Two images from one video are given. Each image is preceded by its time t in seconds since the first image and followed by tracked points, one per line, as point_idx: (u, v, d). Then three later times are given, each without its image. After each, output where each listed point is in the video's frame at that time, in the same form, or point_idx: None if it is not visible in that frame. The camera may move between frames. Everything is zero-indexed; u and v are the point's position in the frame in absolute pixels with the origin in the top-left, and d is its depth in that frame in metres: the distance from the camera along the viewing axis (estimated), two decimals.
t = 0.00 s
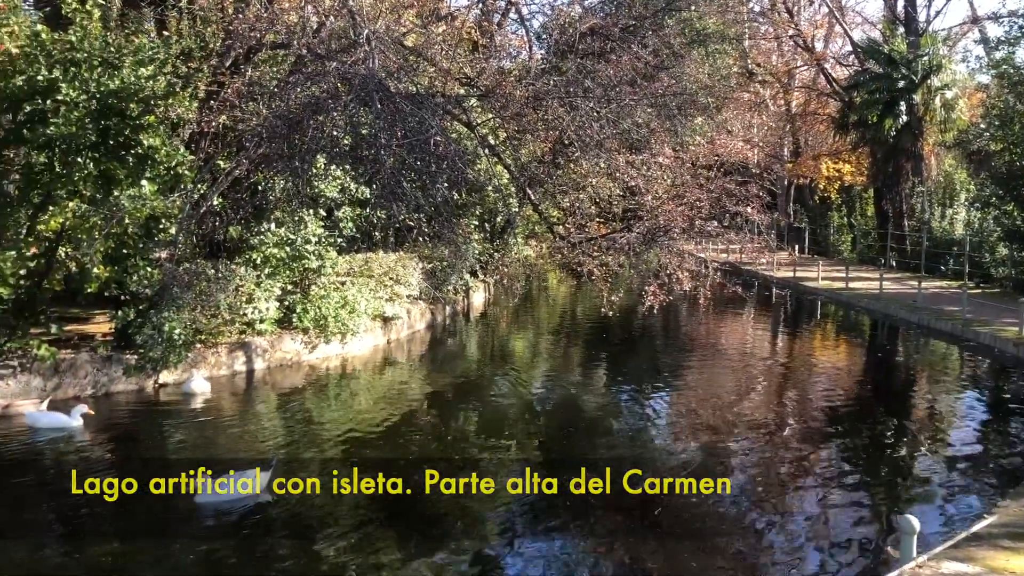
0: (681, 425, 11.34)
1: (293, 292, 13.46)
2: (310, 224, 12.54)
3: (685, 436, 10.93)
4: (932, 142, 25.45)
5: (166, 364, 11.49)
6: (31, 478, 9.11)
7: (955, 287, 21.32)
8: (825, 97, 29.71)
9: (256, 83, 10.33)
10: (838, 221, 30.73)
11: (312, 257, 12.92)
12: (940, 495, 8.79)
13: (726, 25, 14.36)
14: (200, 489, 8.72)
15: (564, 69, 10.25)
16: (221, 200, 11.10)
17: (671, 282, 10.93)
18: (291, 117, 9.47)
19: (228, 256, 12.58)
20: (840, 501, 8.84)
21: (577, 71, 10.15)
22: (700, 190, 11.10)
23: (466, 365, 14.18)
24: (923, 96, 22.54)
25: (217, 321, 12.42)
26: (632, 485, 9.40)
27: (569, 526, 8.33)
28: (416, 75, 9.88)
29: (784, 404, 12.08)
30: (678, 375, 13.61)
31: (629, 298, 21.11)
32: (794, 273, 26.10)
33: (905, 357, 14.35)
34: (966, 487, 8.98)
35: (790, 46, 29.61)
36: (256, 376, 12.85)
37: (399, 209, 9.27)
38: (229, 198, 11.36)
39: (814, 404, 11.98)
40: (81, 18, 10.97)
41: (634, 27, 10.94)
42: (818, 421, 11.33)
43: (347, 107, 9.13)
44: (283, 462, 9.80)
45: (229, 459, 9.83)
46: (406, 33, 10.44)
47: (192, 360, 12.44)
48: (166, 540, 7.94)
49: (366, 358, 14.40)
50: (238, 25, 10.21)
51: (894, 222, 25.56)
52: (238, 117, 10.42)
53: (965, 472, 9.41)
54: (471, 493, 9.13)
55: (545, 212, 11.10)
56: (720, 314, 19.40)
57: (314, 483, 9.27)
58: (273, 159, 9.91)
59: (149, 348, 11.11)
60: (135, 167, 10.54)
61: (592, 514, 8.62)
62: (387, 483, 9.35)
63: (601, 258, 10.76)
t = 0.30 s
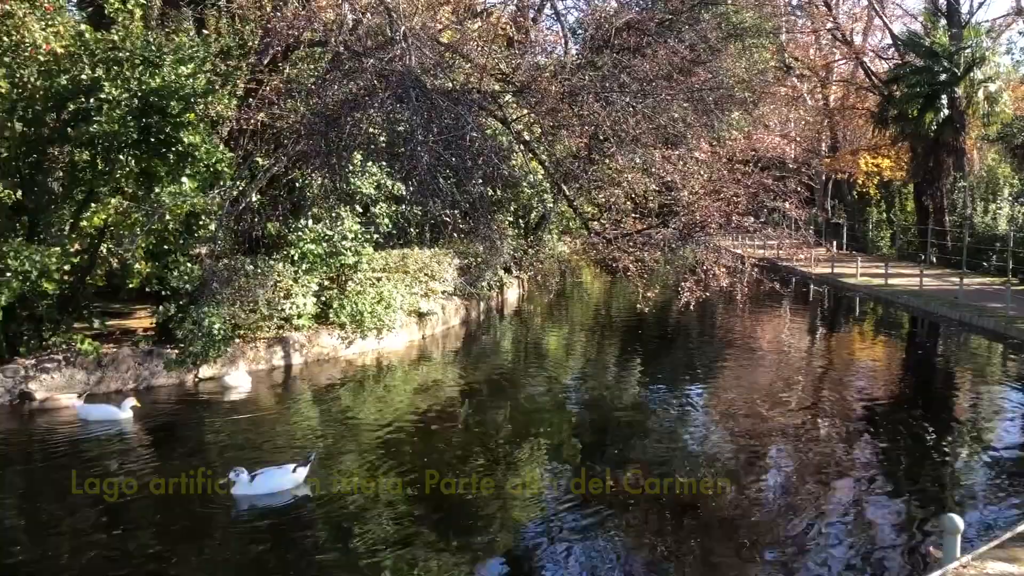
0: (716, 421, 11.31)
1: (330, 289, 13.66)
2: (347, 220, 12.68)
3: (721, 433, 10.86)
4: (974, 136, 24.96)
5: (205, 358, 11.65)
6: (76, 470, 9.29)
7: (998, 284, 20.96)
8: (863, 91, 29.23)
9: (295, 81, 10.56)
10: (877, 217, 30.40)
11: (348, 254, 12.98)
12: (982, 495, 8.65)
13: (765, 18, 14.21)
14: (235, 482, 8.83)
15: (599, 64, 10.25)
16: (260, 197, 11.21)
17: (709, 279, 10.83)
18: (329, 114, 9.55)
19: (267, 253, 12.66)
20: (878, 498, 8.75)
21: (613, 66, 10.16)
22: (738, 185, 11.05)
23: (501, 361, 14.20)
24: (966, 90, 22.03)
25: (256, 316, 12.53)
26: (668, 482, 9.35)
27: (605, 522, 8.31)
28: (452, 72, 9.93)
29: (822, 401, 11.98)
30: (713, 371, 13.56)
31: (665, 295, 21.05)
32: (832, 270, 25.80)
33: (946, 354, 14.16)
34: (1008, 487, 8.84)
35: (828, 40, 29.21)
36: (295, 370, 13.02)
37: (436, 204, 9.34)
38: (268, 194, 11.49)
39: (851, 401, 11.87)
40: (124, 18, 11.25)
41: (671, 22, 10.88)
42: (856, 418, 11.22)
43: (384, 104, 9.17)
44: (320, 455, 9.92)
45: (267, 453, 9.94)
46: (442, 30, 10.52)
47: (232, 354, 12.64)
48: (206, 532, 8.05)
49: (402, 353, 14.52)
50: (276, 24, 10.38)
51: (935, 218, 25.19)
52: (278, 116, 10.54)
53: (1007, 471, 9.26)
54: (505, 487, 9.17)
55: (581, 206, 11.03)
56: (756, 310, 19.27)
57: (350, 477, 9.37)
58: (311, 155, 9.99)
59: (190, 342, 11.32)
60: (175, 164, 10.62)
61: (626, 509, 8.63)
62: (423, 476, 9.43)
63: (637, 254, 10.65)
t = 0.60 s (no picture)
0: (754, 418, 11.22)
1: (368, 284, 13.66)
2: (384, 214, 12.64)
3: (759, 430, 10.78)
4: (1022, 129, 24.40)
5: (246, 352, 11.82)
6: (120, 461, 9.48)
7: None
8: (906, 83, 28.66)
9: (335, 77, 10.81)
10: (921, 211, 30.02)
11: (387, 249, 12.84)
12: None
13: (809, 10, 14.02)
14: (273, 474, 8.90)
15: (638, 58, 10.24)
16: (299, 192, 11.31)
17: (750, 275, 10.74)
18: (368, 110, 9.60)
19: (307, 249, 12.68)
20: (920, 498, 8.60)
21: (651, 60, 10.12)
22: (779, 179, 10.92)
23: (537, 357, 14.21)
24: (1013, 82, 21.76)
25: (295, 311, 12.62)
26: (705, 479, 9.29)
27: (642, 519, 8.27)
28: (490, 66, 9.92)
29: (863, 398, 11.84)
30: (751, 368, 13.47)
31: (703, 291, 20.95)
32: (872, 266, 25.46)
33: (993, 352, 13.89)
34: None
35: (870, 32, 28.75)
36: (333, 365, 13.17)
37: (475, 199, 9.34)
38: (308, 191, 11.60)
39: (893, 399, 11.70)
40: (166, 17, 11.46)
41: (711, 15, 10.79)
42: (898, 417, 11.06)
43: (422, 99, 9.18)
44: (358, 449, 10.00)
45: (307, 447, 10.04)
46: (481, 26, 10.57)
47: (272, 348, 12.81)
48: (245, 522, 8.17)
49: (439, 348, 14.64)
50: (317, 21, 10.59)
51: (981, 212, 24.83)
52: (318, 112, 10.79)
53: None
54: (542, 483, 9.17)
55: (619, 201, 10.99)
56: (796, 306, 19.10)
57: (387, 471, 9.43)
58: (350, 150, 10.01)
59: (231, 337, 11.26)
60: (217, 160, 10.66)
61: (662, 506, 8.59)
62: (459, 471, 9.46)
63: (675, 249, 10.60)
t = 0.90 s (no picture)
0: (789, 415, 11.14)
1: (402, 280, 13.95)
2: (418, 212, 12.95)
3: (794, 428, 10.69)
4: None
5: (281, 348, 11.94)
6: (158, 454, 9.62)
7: None
8: (946, 77, 28.15)
9: (369, 75, 11.02)
10: (960, 208, 29.53)
11: (420, 245, 13.19)
12: None
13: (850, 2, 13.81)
14: (307, 469, 9.07)
15: (672, 53, 10.17)
16: (334, 189, 11.41)
17: (786, 271, 10.67)
18: (403, 107, 9.64)
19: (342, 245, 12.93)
20: (959, 499, 8.47)
21: (687, 54, 10.06)
22: (816, 175, 10.79)
23: (569, 354, 14.19)
24: None
25: (330, 307, 12.75)
26: (740, 477, 9.22)
27: (676, 516, 8.22)
28: (525, 62, 9.90)
29: (900, 396, 11.69)
30: (786, 365, 13.36)
31: (738, 288, 20.81)
32: (909, 262, 25.11)
33: None
34: None
35: (908, 25, 28.28)
36: (367, 361, 13.26)
37: (510, 195, 9.26)
38: (343, 187, 11.69)
39: (932, 398, 11.54)
40: (204, 16, 11.60)
41: (748, 9, 10.68)
42: (936, 416, 10.90)
43: (456, 94, 9.15)
44: (392, 443, 10.07)
45: (341, 441, 10.13)
46: (515, 21, 10.58)
47: (307, 344, 12.94)
48: (280, 516, 8.24)
49: (472, 344, 14.71)
50: (353, 18, 10.70)
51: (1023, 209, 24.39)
52: (354, 109, 10.92)
53: None
54: (574, 478, 9.18)
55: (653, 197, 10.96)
56: (832, 303, 18.90)
57: (420, 466, 9.48)
58: (385, 147, 10.06)
59: (268, 333, 11.50)
60: (253, 157, 10.79)
61: (695, 502, 8.55)
62: (493, 466, 9.48)
63: (711, 246, 10.51)
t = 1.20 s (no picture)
0: (818, 413, 11.08)
1: (430, 276, 14.02)
2: (445, 210, 13.08)
3: (823, 426, 10.64)
4: None
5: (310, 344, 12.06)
6: (189, 447, 9.76)
7: None
8: (979, 71, 27.71)
9: (398, 71, 11.09)
10: (993, 204, 29.11)
11: (447, 242, 13.41)
12: None
13: None
14: (334, 464, 9.10)
15: (700, 47, 10.10)
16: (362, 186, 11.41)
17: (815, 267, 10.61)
18: (431, 104, 9.68)
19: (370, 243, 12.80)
20: (991, 499, 8.38)
21: (716, 50, 10.02)
22: (847, 171, 10.71)
23: (596, 350, 14.20)
24: None
25: (358, 303, 12.91)
26: (768, 474, 9.19)
27: (703, 513, 8.22)
28: (553, 58, 9.90)
29: (931, 395, 11.58)
30: (815, 363, 13.29)
31: (767, 285, 20.70)
32: (941, 260, 24.84)
33: None
34: None
35: (940, 19, 27.88)
36: (395, 356, 13.35)
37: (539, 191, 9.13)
38: (371, 184, 11.77)
39: (964, 397, 11.42)
40: (234, 14, 11.68)
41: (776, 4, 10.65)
42: (969, 414, 10.79)
43: (485, 91, 9.11)
44: (419, 438, 10.14)
45: (369, 436, 10.21)
46: (543, 17, 10.60)
47: (336, 339, 13.05)
48: (310, 509, 8.33)
49: (499, 341, 14.80)
50: (380, 14, 10.72)
51: None
52: (383, 106, 10.95)
53: None
54: (601, 474, 9.18)
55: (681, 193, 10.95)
56: (862, 301, 18.74)
57: (448, 461, 9.55)
58: (413, 144, 10.11)
59: (296, 328, 11.71)
60: (282, 154, 10.85)
61: (722, 500, 8.53)
62: (520, 461, 9.52)
63: (739, 243, 10.45)
